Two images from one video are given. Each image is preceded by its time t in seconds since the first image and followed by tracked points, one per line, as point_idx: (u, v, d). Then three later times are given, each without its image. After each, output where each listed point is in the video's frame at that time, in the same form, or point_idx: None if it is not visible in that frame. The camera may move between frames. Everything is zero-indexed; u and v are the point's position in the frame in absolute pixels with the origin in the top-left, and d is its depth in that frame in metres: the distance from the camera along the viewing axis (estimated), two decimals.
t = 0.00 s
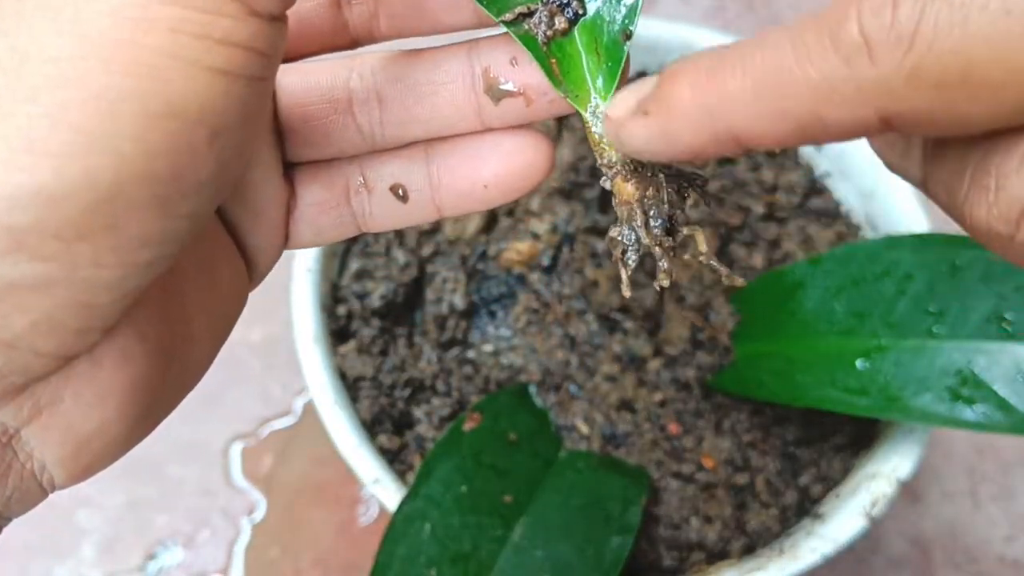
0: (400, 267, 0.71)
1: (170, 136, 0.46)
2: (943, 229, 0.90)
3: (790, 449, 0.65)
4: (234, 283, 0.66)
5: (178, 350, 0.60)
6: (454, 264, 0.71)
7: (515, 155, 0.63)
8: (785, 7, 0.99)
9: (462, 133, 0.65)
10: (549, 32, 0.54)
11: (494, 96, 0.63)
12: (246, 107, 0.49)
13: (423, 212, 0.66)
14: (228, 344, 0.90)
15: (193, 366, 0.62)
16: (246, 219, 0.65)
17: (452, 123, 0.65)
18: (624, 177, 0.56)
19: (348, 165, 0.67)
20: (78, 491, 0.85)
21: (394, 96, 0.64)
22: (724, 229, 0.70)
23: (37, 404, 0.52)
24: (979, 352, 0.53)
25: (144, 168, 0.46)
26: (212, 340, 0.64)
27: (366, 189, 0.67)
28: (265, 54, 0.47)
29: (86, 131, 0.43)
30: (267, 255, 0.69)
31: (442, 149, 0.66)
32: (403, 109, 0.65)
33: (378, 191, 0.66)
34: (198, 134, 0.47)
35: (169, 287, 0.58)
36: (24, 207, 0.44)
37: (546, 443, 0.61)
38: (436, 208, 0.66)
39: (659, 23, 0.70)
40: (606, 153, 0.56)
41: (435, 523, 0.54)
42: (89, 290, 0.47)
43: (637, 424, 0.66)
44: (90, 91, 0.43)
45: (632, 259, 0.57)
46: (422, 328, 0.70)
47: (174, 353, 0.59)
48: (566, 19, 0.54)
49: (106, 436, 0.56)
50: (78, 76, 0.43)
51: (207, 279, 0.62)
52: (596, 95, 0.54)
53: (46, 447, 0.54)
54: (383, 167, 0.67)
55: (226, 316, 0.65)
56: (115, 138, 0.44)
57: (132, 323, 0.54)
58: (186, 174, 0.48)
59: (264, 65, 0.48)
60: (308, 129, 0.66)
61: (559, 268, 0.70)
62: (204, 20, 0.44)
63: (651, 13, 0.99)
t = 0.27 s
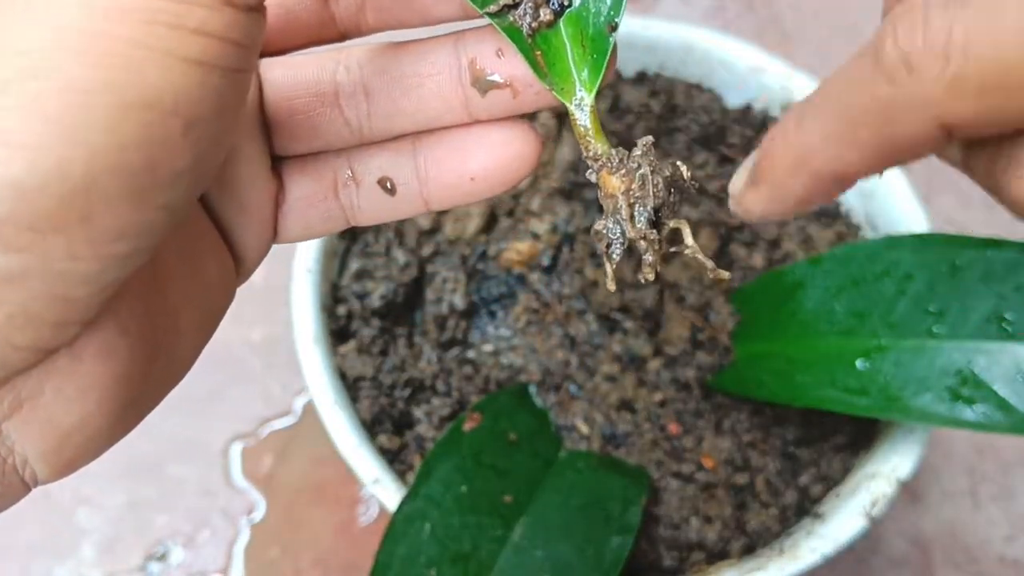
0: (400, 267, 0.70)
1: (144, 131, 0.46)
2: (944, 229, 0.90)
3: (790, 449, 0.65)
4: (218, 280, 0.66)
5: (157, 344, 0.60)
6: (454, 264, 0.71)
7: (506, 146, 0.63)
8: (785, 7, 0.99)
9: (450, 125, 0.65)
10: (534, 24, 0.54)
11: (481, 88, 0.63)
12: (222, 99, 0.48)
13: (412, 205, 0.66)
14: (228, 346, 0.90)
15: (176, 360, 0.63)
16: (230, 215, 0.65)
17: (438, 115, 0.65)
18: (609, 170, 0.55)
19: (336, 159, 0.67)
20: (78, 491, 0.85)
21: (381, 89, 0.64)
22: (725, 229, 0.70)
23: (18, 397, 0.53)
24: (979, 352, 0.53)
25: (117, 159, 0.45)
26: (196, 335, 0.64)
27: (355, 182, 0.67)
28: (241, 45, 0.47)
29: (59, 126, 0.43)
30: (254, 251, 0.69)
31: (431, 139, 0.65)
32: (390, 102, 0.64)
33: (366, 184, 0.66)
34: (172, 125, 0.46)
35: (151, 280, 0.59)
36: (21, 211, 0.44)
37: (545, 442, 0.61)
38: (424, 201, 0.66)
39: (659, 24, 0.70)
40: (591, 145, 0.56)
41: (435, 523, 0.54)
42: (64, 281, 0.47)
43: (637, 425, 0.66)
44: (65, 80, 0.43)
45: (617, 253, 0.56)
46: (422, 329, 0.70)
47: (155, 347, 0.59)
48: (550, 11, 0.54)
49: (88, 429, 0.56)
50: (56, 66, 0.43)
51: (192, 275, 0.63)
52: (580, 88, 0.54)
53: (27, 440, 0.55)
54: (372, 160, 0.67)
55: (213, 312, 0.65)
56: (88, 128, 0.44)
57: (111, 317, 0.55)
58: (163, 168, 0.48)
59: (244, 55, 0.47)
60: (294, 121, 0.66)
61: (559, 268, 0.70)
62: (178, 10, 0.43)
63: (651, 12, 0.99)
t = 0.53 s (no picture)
0: (400, 266, 0.70)
1: (134, 136, 0.43)
2: (943, 228, 0.90)
3: (790, 449, 0.65)
4: (203, 274, 0.64)
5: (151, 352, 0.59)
6: (454, 264, 0.71)
7: (497, 154, 0.62)
8: (785, 6, 0.99)
9: (440, 130, 0.64)
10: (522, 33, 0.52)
11: (471, 94, 0.62)
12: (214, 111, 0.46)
13: (403, 210, 0.66)
14: (227, 347, 0.90)
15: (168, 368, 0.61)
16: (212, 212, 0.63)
17: (428, 121, 0.64)
18: (595, 178, 0.53)
19: (326, 164, 0.66)
20: (78, 491, 0.85)
21: (371, 96, 0.63)
22: (724, 229, 0.70)
23: (11, 399, 0.51)
24: (979, 353, 0.53)
25: (108, 161, 0.42)
26: (184, 332, 0.62)
27: (344, 188, 0.66)
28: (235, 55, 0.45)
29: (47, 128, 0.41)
30: (244, 252, 0.67)
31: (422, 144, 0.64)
32: (380, 109, 0.64)
33: (356, 190, 0.66)
34: (164, 132, 0.44)
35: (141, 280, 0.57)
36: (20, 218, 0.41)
37: (545, 442, 0.61)
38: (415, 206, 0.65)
39: (659, 24, 0.69)
40: (579, 153, 0.54)
41: (435, 524, 0.54)
42: (56, 286, 0.44)
43: (637, 425, 0.66)
44: (65, 86, 0.40)
45: (602, 259, 0.55)
46: (422, 328, 0.70)
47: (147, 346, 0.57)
48: (539, 20, 0.52)
49: (79, 431, 0.54)
50: (56, 71, 0.40)
51: (178, 270, 0.61)
52: (568, 96, 0.52)
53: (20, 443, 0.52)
54: (361, 164, 0.66)
55: (202, 310, 0.64)
56: (84, 129, 0.41)
57: (104, 325, 0.53)
58: (154, 174, 0.45)
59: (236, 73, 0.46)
60: (284, 127, 0.65)
61: (559, 268, 0.70)
62: (170, 20, 0.41)
63: (651, 12, 0.99)
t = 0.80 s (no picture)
0: (401, 267, 0.70)
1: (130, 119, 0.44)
2: (943, 228, 0.90)
3: (790, 449, 0.65)
4: (213, 258, 0.59)
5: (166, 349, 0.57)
6: (454, 264, 0.70)
7: (494, 87, 0.59)
8: (785, 7, 0.99)
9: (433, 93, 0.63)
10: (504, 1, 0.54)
11: (448, 40, 0.61)
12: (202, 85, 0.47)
13: (419, 183, 0.62)
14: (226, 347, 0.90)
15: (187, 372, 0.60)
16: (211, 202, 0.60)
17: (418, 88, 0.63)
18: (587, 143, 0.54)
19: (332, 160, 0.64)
20: (79, 491, 0.85)
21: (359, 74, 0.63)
22: (724, 229, 0.70)
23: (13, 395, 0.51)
24: (979, 353, 0.53)
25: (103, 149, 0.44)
26: (190, 324, 0.58)
27: (352, 175, 0.63)
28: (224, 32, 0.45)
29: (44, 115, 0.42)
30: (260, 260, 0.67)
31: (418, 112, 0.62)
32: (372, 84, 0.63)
33: (364, 174, 0.63)
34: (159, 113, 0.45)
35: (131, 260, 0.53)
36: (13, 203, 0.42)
37: (545, 442, 0.61)
38: (429, 176, 0.61)
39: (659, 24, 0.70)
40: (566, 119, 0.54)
41: (435, 524, 0.54)
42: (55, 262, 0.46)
43: (637, 425, 0.66)
44: (26, 57, 0.39)
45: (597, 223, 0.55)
46: (422, 328, 0.70)
47: (141, 338, 0.54)
48: None
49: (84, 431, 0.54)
50: (10, 41, 0.39)
51: (177, 250, 0.57)
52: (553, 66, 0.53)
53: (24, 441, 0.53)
54: (365, 147, 0.63)
55: (212, 298, 0.59)
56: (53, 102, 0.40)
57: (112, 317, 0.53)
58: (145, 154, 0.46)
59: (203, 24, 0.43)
60: (269, 104, 0.63)
61: (559, 269, 0.70)
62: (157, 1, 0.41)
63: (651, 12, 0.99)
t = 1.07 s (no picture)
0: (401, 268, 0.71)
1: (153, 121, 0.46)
2: (944, 228, 0.90)
3: (790, 449, 0.65)
4: (250, 297, 0.59)
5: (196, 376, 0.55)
6: (454, 264, 0.70)
7: (518, 132, 0.58)
8: (785, 7, 0.99)
9: (454, 143, 0.62)
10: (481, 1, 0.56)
11: (458, 90, 0.59)
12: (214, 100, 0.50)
13: (446, 232, 0.61)
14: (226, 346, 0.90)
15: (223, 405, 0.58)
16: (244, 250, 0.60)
17: (441, 137, 0.62)
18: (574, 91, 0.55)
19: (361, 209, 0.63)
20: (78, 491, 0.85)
21: (381, 131, 0.62)
22: (724, 229, 0.70)
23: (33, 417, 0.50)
24: (979, 353, 0.53)
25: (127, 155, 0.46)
26: (226, 342, 0.56)
27: (379, 225, 0.62)
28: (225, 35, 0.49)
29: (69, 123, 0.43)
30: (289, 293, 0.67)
31: (445, 158, 0.61)
32: (392, 140, 0.62)
33: (392, 224, 0.62)
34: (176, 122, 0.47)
35: (164, 287, 0.54)
36: (45, 209, 0.44)
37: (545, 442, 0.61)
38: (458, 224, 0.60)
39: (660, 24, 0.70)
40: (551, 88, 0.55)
41: (435, 524, 0.54)
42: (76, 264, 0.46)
43: (637, 425, 0.66)
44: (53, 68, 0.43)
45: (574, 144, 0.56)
46: (422, 328, 0.70)
47: (172, 347, 0.53)
48: None
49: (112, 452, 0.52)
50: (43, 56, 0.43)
51: (212, 283, 0.57)
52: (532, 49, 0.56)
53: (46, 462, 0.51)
54: (392, 197, 0.62)
55: (243, 324, 0.57)
56: (89, 116, 0.44)
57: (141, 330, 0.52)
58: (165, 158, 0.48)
59: (232, 62, 0.50)
60: (300, 153, 0.64)
61: (559, 269, 0.70)
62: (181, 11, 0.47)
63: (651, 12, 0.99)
